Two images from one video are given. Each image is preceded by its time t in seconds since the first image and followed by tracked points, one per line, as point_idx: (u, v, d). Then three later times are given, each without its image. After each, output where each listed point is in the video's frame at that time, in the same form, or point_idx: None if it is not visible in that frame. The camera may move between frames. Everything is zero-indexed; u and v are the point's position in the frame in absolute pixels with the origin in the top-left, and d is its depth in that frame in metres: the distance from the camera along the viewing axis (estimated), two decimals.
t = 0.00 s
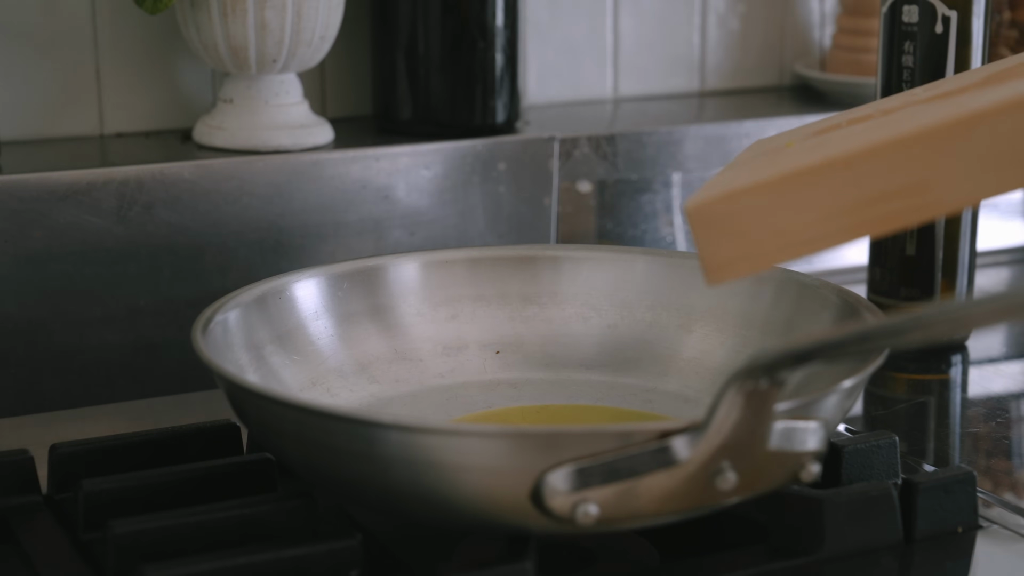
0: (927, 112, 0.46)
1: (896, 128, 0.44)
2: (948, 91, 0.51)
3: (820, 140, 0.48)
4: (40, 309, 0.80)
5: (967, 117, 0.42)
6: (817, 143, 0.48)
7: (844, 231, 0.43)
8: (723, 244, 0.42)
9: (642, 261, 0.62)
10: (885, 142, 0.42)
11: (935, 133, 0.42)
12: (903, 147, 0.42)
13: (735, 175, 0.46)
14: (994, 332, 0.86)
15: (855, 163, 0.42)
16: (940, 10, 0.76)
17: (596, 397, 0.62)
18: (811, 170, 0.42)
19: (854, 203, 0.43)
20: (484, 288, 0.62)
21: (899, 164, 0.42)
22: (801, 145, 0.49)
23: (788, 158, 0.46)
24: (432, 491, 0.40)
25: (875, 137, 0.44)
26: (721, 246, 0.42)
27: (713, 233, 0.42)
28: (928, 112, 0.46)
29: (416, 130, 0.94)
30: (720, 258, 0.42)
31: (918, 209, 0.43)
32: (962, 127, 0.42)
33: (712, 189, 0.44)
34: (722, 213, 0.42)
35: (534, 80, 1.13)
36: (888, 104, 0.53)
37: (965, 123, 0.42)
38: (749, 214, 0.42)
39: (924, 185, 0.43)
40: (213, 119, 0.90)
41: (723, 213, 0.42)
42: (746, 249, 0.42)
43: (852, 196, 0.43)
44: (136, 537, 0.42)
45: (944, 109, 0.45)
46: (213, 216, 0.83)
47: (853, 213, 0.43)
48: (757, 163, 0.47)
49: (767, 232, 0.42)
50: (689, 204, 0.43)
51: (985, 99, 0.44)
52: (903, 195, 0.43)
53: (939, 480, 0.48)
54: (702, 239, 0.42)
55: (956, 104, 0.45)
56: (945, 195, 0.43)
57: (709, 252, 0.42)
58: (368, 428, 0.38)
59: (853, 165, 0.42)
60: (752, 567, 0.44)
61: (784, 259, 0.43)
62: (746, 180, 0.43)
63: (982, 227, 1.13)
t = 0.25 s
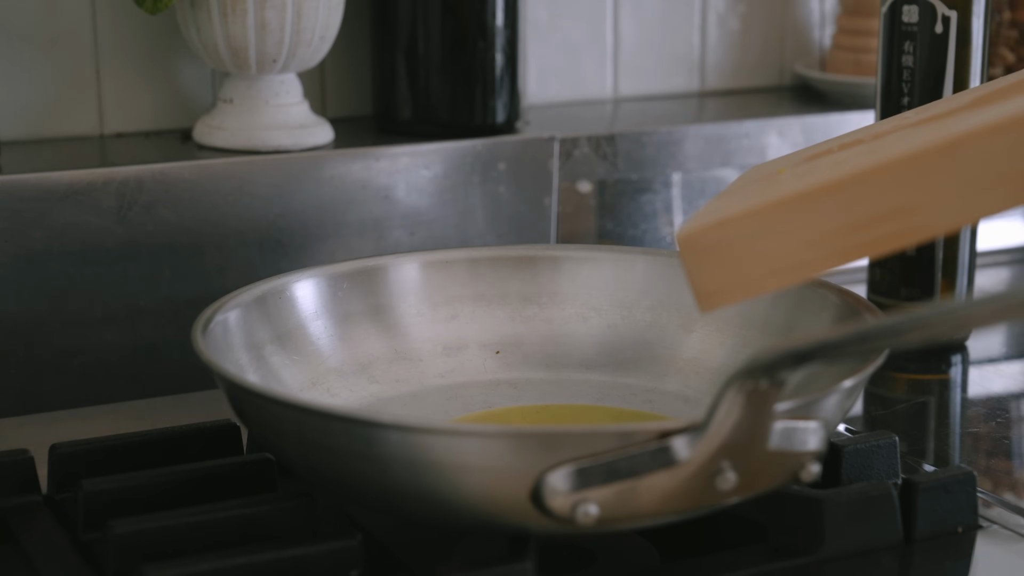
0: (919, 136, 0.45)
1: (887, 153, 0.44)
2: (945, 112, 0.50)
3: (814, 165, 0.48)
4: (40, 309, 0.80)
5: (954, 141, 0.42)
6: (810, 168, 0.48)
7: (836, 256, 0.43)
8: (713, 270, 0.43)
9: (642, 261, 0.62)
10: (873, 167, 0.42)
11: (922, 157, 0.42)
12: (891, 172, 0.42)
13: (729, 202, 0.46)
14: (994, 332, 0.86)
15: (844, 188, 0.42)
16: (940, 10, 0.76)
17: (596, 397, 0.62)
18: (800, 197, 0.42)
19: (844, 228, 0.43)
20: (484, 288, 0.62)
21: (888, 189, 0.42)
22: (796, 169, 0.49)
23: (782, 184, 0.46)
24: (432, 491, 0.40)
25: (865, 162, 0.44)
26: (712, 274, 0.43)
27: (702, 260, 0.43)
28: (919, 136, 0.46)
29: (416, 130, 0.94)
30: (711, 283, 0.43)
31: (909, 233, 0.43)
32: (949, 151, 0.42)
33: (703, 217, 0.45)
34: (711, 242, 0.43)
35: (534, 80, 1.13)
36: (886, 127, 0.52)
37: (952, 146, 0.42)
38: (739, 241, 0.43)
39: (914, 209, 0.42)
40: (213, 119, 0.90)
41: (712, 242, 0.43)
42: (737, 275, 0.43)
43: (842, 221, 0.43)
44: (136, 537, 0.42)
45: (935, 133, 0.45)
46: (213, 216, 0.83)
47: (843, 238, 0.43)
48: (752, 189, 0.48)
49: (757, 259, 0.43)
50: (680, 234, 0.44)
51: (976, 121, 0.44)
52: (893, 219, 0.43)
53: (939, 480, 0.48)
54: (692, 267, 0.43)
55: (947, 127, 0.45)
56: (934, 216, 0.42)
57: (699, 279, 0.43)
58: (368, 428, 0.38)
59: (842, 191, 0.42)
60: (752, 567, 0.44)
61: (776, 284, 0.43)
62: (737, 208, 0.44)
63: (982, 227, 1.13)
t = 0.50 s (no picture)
0: (907, 145, 0.45)
1: (875, 161, 0.44)
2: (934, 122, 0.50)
3: (804, 175, 0.48)
4: (40, 309, 0.79)
5: (940, 146, 0.41)
6: (800, 178, 0.47)
7: (825, 264, 0.42)
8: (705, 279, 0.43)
9: (642, 261, 0.62)
10: (860, 175, 0.42)
11: (909, 163, 0.41)
12: (879, 178, 0.42)
13: (721, 211, 0.46)
14: (994, 331, 0.86)
15: (831, 196, 0.42)
16: (940, 10, 0.76)
17: (596, 397, 0.62)
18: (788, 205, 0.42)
19: (832, 236, 0.42)
20: (484, 288, 0.62)
21: (877, 196, 0.42)
22: (787, 179, 0.49)
23: (772, 193, 0.45)
24: (432, 491, 0.40)
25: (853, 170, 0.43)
26: (702, 283, 0.43)
27: (693, 270, 0.43)
28: (907, 145, 0.45)
29: (416, 130, 0.94)
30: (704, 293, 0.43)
31: (897, 240, 0.42)
32: (935, 157, 0.41)
33: (695, 227, 0.44)
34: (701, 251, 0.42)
35: (534, 80, 1.13)
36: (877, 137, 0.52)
37: (938, 152, 0.41)
38: (728, 250, 0.42)
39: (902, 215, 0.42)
40: (213, 119, 0.90)
41: (702, 251, 0.42)
42: (726, 284, 0.43)
43: (831, 229, 0.42)
44: (136, 537, 0.42)
45: (922, 141, 0.44)
46: (213, 216, 0.83)
47: (832, 246, 0.42)
48: (743, 200, 0.47)
49: (746, 267, 0.42)
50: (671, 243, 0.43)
51: (962, 129, 0.44)
52: (880, 227, 0.42)
53: (938, 480, 0.48)
54: (684, 278, 0.43)
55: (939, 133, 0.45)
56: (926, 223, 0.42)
57: (689, 289, 0.43)
58: (368, 428, 0.38)
59: (830, 198, 0.42)
60: (752, 567, 0.44)
61: (766, 293, 0.42)
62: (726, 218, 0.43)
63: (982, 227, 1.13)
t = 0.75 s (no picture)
0: (893, 153, 0.43)
1: (856, 172, 0.42)
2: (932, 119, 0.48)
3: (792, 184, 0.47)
4: (40, 309, 0.79)
5: (917, 160, 0.40)
6: (788, 187, 0.47)
7: (803, 279, 0.41)
8: (685, 294, 0.42)
9: (642, 261, 0.62)
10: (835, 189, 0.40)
11: (884, 178, 0.40)
12: (853, 194, 0.40)
13: (707, 223, 0.45)
14: (994, 331, 0.86)
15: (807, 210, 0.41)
16: (940, 10, 0.75)
17: (596, 397, 0.62)
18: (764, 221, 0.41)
19: (809, 251, 0.41)
20: (485, 288, 0.62)
21: (852, 211, 0.40)
22: (776, 187, 0.48)
23: (756, 204, 0.45)
24: (432, 490, 0.40)
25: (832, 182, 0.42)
26: (682, 298, 0.42)
27: (673, 284, 0.42)
28: (893, 152, 0.43)
29: (416, 130, 0.94)
30: (684, 307, 0.42)
31: (875, 254, 0.41)
32: (912, 171, 0.40)
33: (677, 240, 0.43)
34: (680, 266, 0.42)
35: (534, 80, 1.13)
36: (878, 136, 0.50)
37: (916, 167, 0.40)
38: (707, 265, 0.42)
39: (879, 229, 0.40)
40: (213, 119, 0.90)
41: (681, 267, 0.42)
42: (705, 299, 0.42)
43: (807, 244, 0.41)
44: (136, 537, 0.42)
45: (906, 150, 0.42)
46: (213, 216, 0.83)
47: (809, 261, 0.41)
48: (731, 210, 0.47)
49: (724, 282, 0.42)
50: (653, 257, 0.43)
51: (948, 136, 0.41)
52: (861, 241, 0.41)
53: (938, 480, 0.48)
54: (666, 292, 0.42)
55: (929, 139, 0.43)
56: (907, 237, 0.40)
57: (671, 303, 0.42)
58: (368, 428, 0.38)
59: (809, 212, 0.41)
60: (752, 567, 0.44)
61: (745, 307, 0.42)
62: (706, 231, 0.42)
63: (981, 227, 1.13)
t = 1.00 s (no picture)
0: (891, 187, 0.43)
1: (856, 208, 0.42)
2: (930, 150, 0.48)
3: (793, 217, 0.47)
4: (40, 309, 0.79)
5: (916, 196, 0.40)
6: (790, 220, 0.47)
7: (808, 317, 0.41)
8: (690, 334, 0.42)
9: (642, 261, 0.62)
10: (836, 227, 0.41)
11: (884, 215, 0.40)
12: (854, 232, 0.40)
13: (711, 260, 0.45)
14: (995, 331, 0.86)
15: (809, 249, 0.41)
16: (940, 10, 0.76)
17: (596, 396, 0.62)
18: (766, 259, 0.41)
19: (813, 289, 0.41)
20: (485, 287, 0.62)
21: (853, 248, 0.41)
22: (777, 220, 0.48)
23: (758, 240, 0.45)
24: (431, 491, 0.40)
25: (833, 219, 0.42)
26: (688, 336, 0.42)
27: (679, 324, 0.42)
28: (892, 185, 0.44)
29: (416, 130, 0.94)
30: (689, 346, 0.42)
31: (879, 290, 0.41)
32: (910, 206, 0.40)
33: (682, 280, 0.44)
34: (686, 305, 0.42)
35: (534, 80, 1.13)
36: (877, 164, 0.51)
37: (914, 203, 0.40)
38: (711, 304, 0.42)
39: (881, 265, 0.40)
40: (213, 119, 0.90)
41: (684, 307, 0.42)
42: (709, 339, 0.42)
43: (811, 282, 0.41)
44: (136, 537, 0.42)
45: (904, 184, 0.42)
46: (213, 216, 0.83)
47: (814, 299, 0.41)
48: (735, 244, 0.47)
49: (729, 321, 0.42)
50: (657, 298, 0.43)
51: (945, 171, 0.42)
52: (863, 277, 0.41)
53: (938, 480, 0.48)
54: (671, 331, 0.42)
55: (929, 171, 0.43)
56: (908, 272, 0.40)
57: (676, 342, 0.43)
58: (368, 428, 0.38)
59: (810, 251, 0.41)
60: (752, 567, 0.44)
61: (751, 345, 0.42)
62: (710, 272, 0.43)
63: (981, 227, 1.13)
